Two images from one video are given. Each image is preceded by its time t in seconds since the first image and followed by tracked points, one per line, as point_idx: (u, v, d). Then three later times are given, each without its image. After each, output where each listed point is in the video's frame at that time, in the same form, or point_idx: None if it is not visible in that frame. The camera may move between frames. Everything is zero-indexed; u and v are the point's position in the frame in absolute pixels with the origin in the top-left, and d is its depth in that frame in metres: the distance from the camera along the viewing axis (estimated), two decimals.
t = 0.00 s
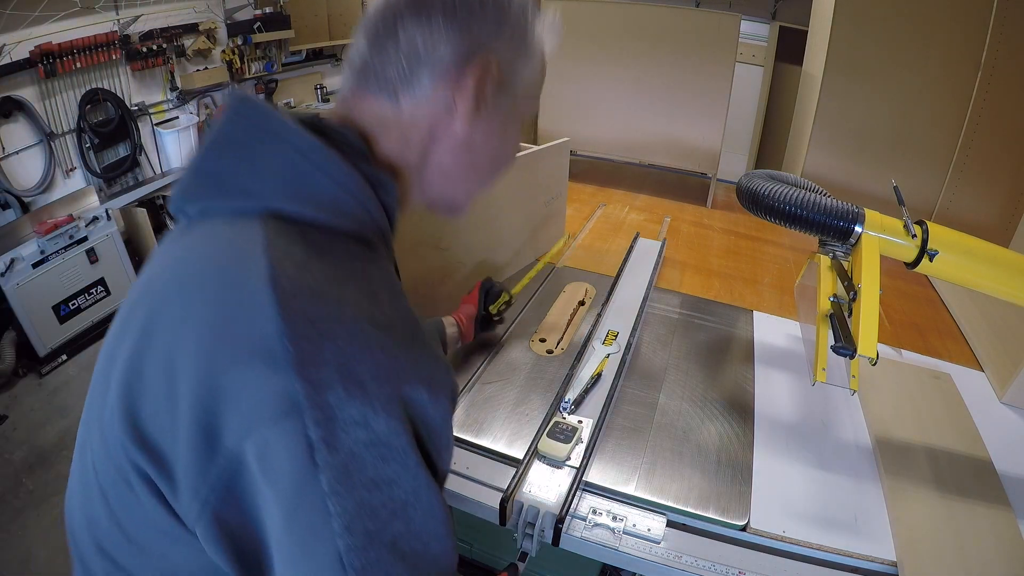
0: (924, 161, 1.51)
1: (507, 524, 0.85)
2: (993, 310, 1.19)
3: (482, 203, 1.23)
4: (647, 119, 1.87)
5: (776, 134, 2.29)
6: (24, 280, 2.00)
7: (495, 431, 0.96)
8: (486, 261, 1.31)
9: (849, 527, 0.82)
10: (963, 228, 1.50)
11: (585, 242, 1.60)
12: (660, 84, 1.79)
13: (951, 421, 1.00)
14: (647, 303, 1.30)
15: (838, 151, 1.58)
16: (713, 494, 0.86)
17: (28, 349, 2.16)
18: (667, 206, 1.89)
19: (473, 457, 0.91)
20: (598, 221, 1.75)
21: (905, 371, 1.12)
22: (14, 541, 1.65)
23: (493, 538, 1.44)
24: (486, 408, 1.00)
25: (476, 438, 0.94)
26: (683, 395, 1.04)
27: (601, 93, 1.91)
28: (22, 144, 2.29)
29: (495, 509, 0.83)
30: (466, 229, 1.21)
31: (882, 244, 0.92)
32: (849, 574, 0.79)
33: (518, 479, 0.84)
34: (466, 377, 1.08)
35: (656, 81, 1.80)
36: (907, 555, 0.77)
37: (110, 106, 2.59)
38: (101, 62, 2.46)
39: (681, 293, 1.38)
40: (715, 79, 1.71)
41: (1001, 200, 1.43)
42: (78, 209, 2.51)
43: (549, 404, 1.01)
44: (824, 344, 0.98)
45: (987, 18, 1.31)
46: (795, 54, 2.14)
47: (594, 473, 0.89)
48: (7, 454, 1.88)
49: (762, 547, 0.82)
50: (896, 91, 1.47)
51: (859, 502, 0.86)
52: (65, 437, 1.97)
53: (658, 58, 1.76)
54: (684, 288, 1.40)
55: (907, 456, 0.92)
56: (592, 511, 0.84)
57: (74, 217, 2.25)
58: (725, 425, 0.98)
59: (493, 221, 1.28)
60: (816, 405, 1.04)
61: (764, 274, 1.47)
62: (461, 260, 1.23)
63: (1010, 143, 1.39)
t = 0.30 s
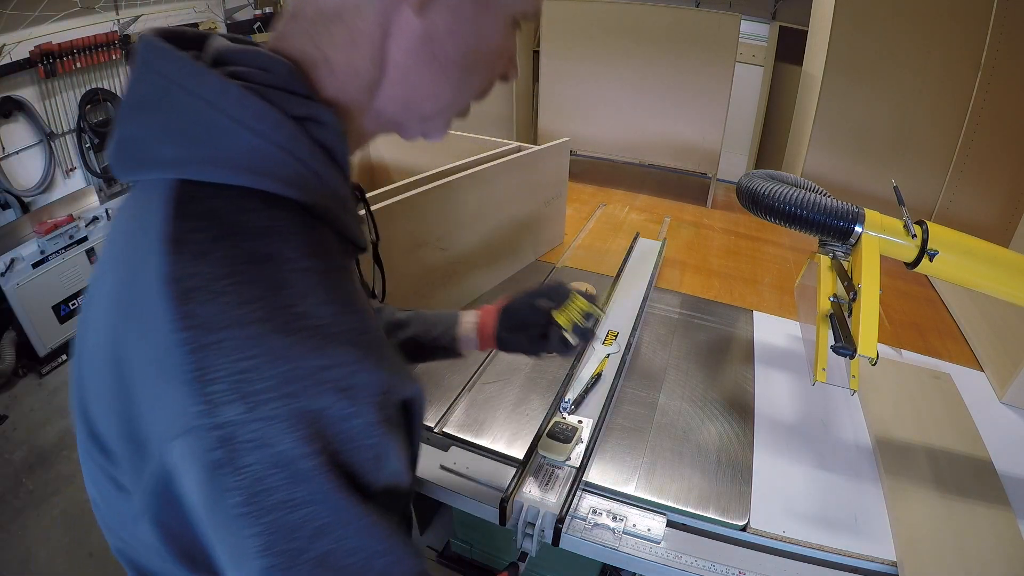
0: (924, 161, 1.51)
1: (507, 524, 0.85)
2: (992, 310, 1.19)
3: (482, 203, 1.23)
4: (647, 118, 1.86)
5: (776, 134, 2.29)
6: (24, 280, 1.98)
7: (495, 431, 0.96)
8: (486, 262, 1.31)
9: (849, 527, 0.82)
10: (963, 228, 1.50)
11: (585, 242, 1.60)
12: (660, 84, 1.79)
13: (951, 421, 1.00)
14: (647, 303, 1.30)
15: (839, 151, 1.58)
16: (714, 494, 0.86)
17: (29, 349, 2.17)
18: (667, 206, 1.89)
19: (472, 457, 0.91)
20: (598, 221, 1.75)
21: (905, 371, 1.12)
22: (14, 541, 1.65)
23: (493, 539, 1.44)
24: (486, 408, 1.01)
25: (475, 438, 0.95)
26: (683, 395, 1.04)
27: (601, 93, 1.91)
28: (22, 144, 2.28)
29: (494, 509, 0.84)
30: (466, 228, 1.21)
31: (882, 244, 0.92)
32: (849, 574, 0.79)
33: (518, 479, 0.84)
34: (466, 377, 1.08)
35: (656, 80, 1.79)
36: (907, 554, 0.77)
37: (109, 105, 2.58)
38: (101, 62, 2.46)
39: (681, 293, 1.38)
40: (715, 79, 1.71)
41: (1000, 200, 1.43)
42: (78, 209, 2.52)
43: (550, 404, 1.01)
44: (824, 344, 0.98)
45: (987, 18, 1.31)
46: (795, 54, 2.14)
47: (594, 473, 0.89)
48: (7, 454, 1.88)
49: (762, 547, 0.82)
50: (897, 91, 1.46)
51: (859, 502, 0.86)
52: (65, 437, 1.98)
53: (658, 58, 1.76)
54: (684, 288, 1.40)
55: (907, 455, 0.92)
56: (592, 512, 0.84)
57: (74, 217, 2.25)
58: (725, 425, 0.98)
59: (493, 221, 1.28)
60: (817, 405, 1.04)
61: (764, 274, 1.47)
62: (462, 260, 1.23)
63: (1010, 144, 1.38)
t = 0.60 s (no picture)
0: (924, 161, 1.50)
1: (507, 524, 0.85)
2: (992, 310, 1.19)
3: (482, 202, 1.23)
4: (647, 118, 1.87)
5: (776, 134, 2.29)
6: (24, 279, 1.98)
7: (495, 430, 0.96)
8: (486, 261, 1.31)
9: (849, 527, 0.82)
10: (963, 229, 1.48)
11: (585, 242, 1.60)
12: (659, 84, 1.79)
13: (951, 421, 1.00)
14: (647, 303, 1.30)
15: (839, 151, 1.58)
16: (714, 494, 0.86)
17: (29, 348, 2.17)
18: (667, 206, 1.89)
19: (473, 457, 0.91)
20: (598, 221, 1.75)
21: (906, 371, 1.12)
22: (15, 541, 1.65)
23: (494, 538, 1.44)
24: (486, 408, 1.00)
25: (476, 438, 0.95)
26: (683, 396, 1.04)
27: (601, 93, 1.91)
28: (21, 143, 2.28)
29: (493, 508, 0.84)
30: (467, 228, 1.21)
31: (882, 244, 0.92)
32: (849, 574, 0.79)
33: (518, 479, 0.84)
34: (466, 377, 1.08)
35: (656, 80, 1.80)
36: (907, 554, 0.77)
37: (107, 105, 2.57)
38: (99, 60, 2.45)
39: (681, 293, 1.38)
40: (715, 79, 1.71)
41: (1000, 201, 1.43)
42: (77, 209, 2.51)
43: (550, 405, 1.01)
44: (824, 344, 0.98)
45: (987, 18, 1.31)
46: (795, 54, 2.14)
47: (594, 473, 0.89)
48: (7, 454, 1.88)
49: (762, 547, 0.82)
50: (897, 91, 1.46)
51: (858, 502, 0.86)
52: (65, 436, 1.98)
53: (658, 58, 1.76)
54: (684, 288, 1.40)
55: (907, 455, 0.92)
56: (592, 512, 0.84)
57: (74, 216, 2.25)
58: (725, 426, 0.98)
59: (493, 221, 1.28)
60: (817, 405, 1.04)
61: (764, 274, 1.47)
62: (462, 259, 1.23)
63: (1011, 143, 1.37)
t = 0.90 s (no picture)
0: (924, 161, 1.50)
1: (507, 523, 0.85)
2: (992, 310, 1.19)
3: (482, 202, 1.23)
4: (647, 118, 1.87)
5: (776, 134, 2.29)
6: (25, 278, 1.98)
7: (496, 431, 0.96)
8: (486, 261, 1.31)
9: (849, 527, 0.82)
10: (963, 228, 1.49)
11: (585, 242, 1.60)
12: (659, 84, 1.79)
13: (951, 421, 1.00)
14: (647, 303, 1.30)
15: (839, 150, 1.58)
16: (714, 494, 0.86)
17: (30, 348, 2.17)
18: (667, 206, 1.89)
19: (473, 457, 0.92)
20: (598, 221, 1.75)
21: (906, 371, 1.12)
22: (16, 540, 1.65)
23: (494, 539, 1.44)
24: (486, 408, 1.01)
25: (476, 438, 0.95)
26: (683, 395, 1.04)
27: (602, 93, 1.91)
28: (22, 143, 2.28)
29: (492, 507, 0.84)
30: (467, 228, 1.21)
31: (882, 244, 0.92)
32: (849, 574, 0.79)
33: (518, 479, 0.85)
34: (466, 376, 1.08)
35: (656, 80, 1.79)
36: (907, 554, 0.77)
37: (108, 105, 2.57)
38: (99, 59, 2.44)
39: (681, 293, 1.38)
40: (715, 79, 1.71)
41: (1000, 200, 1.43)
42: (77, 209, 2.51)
43: (550, 405, 1.01)
44: (824, 344, 0.98)
45: (987, 18, 1.31)
46: (794, 54, 2.14)
47: (594, 472, 0.89)
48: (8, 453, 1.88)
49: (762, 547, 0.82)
50: (896, 91, 1.46)
51: (858, 501, 0.86)
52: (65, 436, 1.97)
53: (658, 58, 1.76)
54: (684, 288, 1.40)
55: (907, 455, 0.92)
56: (592, 512, 0.84)
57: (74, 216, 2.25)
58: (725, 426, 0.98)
59: (494, 220, 1.28)
60: (817, 405, 1.04)
61: (764, 274, 1.47)
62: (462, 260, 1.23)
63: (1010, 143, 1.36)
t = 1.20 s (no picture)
0: (924, 161, 1.50)
1: (507, 523, 0.85)
2: (992, 310, 1.19)
3: (482, 201, 1.23)
4: (647, 118, 1.87)
5: (776, 134, 2.29)
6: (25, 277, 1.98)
7: (496, 431, 0.96)
8: (486, 261, 1.31)
9: (849, 527, 0.82)
10: (963, 228, 1.49)
11: (585, 242, 1.60)
12: (659, 84, 1.79)
13: (950, 421, 1.00)
14: (646, 303, 1.30)
15: (838, 150, 1.58)
16: (713, 494, 0.86)
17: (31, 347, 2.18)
18: (667, 206, 1.89)
19: (473, 457, 0.92)
20: (598, 221, 1.75)
21: (906, 371, 1.12)
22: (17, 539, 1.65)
23: (494, 539, 1.44)
24: (486, 408, 1.00)
25: (476, 438, 0.94)
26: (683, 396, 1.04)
27: (602, 92, 1.91)
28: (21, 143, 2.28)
29: (493, 508, 0.84)
30: (467, 227, 1.21)
31: (882, 244, 0.92)
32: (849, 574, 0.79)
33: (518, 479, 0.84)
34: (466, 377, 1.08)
35: (656, 80, 1.79)
36: (907, 554, 0.77)
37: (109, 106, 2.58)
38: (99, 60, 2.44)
39: (681, 293, 1.38)
40: (716, 78, 1.71)
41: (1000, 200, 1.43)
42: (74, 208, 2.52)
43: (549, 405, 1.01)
44: (824, 344, 0.98)
45: (987, 18, 1.31)
46: (794, 54, 2.14)
47: (594, 473, 0.89)
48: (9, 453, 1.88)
49: (762, 547, 0.82)
50: (896, 91, 1.46)
51: (858, 501, 0.86)
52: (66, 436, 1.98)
53: (658, 59, 1.76)
54: (684, 288, 1.40)
55: (907, 455, 0.92)
56: (591, 512, 0.84)
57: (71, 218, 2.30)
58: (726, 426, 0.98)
59: (494, 220, 1.28)
60: (817, 405, 1.04)
61: (764, 274, 1.47)
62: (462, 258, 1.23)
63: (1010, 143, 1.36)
